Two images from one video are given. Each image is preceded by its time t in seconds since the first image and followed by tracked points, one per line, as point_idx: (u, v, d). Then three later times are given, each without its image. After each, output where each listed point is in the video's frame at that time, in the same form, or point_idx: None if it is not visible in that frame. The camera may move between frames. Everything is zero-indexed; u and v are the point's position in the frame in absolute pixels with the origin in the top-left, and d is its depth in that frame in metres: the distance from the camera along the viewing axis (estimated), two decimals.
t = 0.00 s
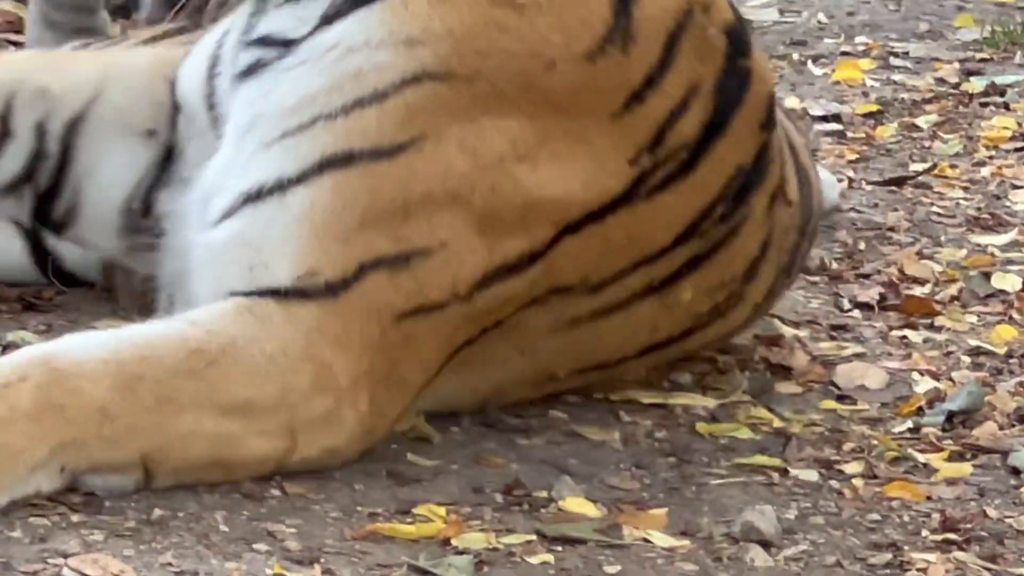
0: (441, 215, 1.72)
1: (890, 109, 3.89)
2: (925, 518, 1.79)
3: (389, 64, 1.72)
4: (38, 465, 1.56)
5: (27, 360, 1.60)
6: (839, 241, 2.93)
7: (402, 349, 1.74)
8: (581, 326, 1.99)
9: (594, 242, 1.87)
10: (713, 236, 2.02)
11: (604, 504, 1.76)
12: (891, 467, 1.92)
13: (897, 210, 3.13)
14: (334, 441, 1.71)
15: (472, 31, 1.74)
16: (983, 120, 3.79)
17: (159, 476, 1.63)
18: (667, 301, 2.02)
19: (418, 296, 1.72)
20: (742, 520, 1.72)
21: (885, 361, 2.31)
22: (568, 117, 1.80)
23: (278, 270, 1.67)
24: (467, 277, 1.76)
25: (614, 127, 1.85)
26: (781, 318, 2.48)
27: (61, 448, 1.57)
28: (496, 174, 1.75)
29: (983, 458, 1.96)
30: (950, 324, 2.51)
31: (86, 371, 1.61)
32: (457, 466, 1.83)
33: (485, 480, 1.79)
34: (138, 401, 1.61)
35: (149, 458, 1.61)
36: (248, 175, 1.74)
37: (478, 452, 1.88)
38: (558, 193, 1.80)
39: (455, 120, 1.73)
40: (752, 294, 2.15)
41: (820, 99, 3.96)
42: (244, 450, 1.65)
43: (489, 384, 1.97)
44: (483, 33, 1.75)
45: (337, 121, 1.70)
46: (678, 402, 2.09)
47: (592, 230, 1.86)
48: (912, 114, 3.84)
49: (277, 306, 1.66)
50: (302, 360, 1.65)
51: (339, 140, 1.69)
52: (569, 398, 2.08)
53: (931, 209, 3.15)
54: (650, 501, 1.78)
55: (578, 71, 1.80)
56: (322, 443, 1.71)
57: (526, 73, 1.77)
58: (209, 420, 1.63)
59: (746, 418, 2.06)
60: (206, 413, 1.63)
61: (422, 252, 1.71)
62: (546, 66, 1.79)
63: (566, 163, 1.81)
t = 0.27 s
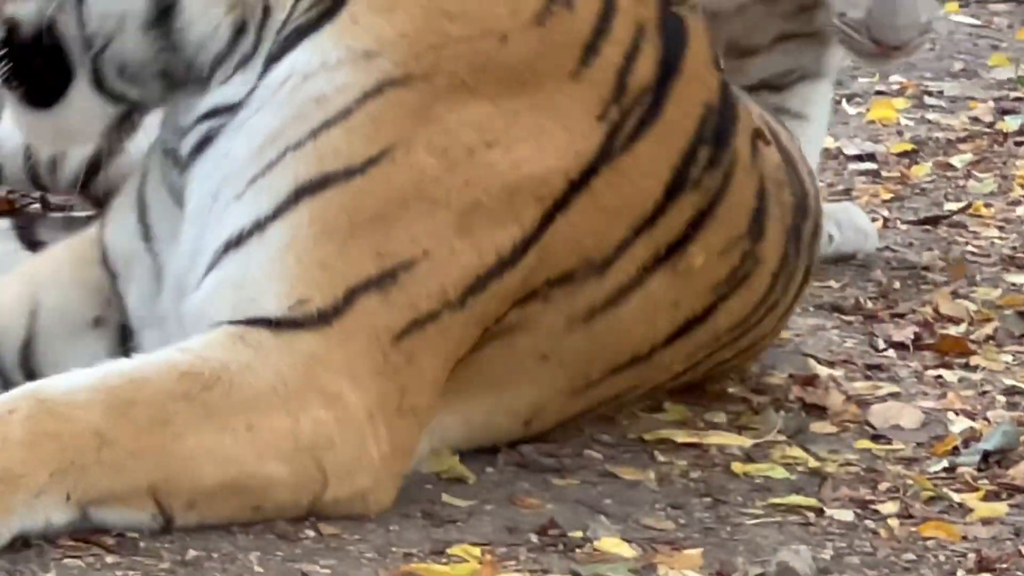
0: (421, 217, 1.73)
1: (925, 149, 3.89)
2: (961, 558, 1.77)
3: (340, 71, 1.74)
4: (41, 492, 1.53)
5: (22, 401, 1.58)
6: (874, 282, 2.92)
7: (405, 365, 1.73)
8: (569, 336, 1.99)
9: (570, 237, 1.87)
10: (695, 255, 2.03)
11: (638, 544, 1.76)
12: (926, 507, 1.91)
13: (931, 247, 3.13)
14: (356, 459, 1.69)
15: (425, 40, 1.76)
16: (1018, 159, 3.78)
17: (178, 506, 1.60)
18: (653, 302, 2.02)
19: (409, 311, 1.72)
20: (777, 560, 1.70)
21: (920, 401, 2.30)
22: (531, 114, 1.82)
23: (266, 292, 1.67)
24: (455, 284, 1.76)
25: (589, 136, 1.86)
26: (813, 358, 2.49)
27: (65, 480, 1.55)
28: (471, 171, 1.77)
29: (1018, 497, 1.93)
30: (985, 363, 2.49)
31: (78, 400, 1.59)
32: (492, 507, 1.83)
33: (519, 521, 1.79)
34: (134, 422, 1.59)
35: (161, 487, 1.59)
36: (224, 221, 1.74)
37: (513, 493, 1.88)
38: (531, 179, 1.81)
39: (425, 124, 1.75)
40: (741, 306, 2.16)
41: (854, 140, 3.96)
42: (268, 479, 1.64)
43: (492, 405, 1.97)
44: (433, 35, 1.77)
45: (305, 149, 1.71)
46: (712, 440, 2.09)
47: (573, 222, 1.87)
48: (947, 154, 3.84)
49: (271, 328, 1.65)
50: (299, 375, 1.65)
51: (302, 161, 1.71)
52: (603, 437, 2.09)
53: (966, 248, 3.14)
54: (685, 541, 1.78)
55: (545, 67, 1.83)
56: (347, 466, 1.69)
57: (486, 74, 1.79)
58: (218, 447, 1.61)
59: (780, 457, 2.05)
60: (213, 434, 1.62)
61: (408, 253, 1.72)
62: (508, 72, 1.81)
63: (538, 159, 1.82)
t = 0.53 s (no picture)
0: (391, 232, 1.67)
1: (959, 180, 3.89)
2: None
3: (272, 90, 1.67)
4: (52, 529, 1.48)
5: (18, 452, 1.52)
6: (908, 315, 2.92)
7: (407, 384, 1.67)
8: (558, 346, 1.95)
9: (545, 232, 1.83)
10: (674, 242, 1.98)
11: None
12: (962, 538, 1.90)
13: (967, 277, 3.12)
14: (372, 484, 1.64)
15: (356, 64, 1.69)
16: None
17: (201, 544, 1.55)
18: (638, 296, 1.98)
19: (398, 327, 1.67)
20: None
21: (955, 433, 2.29)
22: (489, 110, 1.77)
23: (238, 325, 1.61)
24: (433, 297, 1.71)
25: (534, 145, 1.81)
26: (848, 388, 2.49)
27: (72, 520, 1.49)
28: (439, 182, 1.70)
29: None
30: (1021, 395, 2.49)
31: (77, 450, 1.52)
32: (528, 539, 1.84)
33: (556, 553, 1.79)
34: (138, 468, 1.53)
35: (175, 523, 1.53)
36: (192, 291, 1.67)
37: (548, 525, 1.89)
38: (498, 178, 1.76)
39: (384, 144, 1.69)
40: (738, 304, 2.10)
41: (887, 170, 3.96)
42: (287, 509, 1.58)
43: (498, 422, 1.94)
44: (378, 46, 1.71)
45: (245, 226, 1.64)
46: (747, 473, 2.09)
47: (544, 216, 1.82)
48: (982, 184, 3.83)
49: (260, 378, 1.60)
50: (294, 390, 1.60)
51: (252, 215, 1.64)
52: (637, 470, 2.09)
53: (1001, 280, 3.14)
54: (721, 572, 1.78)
55: (475, 82, 1.77)
56: (369, 497, 1.64)
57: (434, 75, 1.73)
58: (222, 473, 1.56)
59: (816, 489, 2.05)
60: (222, 471, 1.56)
61: (383, 265, 1.66)
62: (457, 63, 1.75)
63: (506, 152, 1.77)
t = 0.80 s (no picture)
0: (356, 237, 1.70)
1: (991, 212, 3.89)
2: None
3: (230, 101, 1.71)
4: (80, 564, 1.47)
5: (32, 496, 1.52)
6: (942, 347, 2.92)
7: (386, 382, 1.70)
8: (526, 376, 1.96)
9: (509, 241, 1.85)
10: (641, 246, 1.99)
11: None
12: (994, 573, 1.90)
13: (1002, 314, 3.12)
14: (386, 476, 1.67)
15: (309, 81, 1.73)
16: None
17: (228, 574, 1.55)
18: (616, 301, 1.99)
19: (369, 324, 1.70)
20: None
21: (986, 467, 2.29)
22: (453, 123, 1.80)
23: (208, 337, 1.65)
24: (402, 298, 1.73)
25: (498, 149, 1.83)
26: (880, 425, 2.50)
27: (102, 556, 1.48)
28: (400, 193, 1.74)
29: None
30: None
31: (88, 487, 1.53)
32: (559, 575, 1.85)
33: None
34: (154, 495, 1.54)
35: (200, 551, 1.53)
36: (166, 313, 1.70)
37: (580, 560, 1.90)
38: (461, 184, 1.79)
39: (344, 154, 1.72)
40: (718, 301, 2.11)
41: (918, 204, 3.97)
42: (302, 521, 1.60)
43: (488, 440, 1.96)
44: (331, 60, 1.74)
45: (205, 231, 1.68)
46: (779, 507, 2.09)
47: (508, 221, 1.84)
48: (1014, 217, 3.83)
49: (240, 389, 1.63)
50: (271, 396, 1.63)
51: (211, 227, 1.68)
52: (669, 504, 2.10)
53: None
54: None
55: (438, 83, 1.81)
56: (386, 499, 1.67)
57: (391, 90, 1.76)
58: (230, 492, 1.57)
59: (848, 523, 2.05)
60: (233, 487, 1.57)
61: (350, 267, 1.70)
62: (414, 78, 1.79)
63: (466, 161, 1.80)
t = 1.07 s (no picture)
0: (364, 243, 2.13)
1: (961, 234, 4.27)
2: None
3: (250, 143, 2.18)
4: (176, 541, 1.90)
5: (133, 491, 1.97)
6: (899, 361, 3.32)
7: (405, 355, 2.11)
8: (537, 375, 2.34)
9: (502, 248, 2.26)
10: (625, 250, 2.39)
11: None
12: (934, 549, 2.29)
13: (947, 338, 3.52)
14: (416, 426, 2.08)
15: (314, 123, 2.19)
16: None
17: (299, 522, 1.98)
18: (608, 299, 2.38)
19: (380, 307, 2.11)
20: None
21: (927, 462, 2.68)
22: (438, 155, 2.24)
23: (252, 330, 2.10)
24: (410, 283, 2.15)
25: (489, 165, 2.27)
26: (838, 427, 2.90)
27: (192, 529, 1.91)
28: (398, 208, 2.17)
29: (1010, 541, 2.32)
30: (983, 430, 2.92)
31: (174, 475, 1.97)
32: (573, 551, 2.24)
33: (596, 563, 2.19)
34: (226, 473, 1.97)
35: (271, 511, 1.96)
36: (218, 316, 2.15)
37: (590, 539, 2.29)
38: (450, 198, 2.22)
39: (349, 181, 2.17)
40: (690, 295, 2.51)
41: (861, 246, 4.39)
42: (354, 467, 2.02)
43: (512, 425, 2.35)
44: (329, 107, 2.20)
45: (238, 245, 2.13)
46: (756, 496, 2.48)
47: (502, 231, 2.26)
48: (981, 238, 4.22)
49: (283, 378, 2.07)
50: (306, 374, 2.06)
51: (241, 241, 2.13)
52: (664, 493, 2.48)
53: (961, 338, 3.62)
54: None
55: (435, 118, 2.25)
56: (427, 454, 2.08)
57: (384, 130, 2.21)
58: (286, 455, 1.99)
59: (812, 509, 2.43)
60: (287, 457, 1.99)
61: (361, 266, 2.13)
62: (403, 123, 2.23)
63: (452, 182, 2.23)
